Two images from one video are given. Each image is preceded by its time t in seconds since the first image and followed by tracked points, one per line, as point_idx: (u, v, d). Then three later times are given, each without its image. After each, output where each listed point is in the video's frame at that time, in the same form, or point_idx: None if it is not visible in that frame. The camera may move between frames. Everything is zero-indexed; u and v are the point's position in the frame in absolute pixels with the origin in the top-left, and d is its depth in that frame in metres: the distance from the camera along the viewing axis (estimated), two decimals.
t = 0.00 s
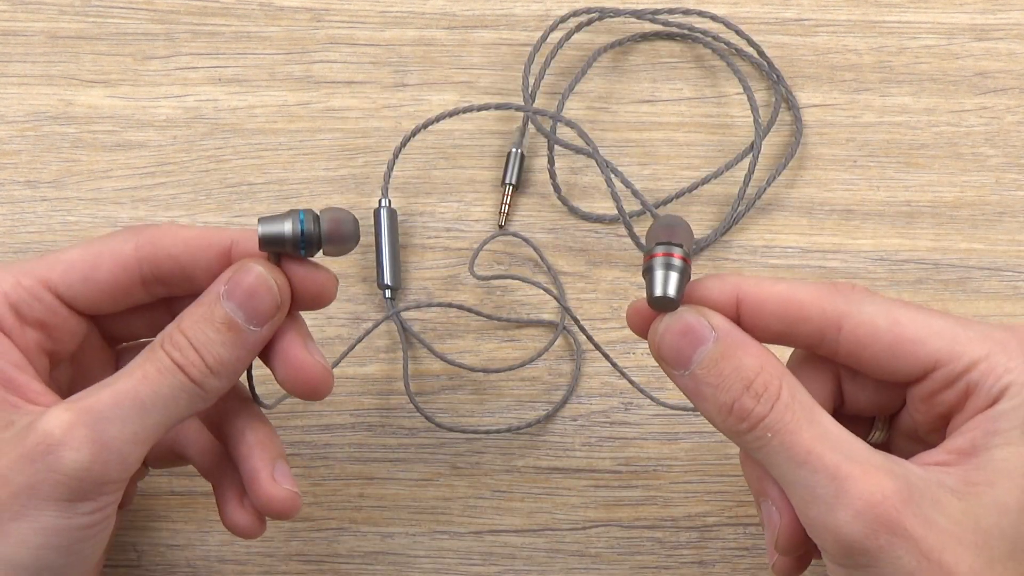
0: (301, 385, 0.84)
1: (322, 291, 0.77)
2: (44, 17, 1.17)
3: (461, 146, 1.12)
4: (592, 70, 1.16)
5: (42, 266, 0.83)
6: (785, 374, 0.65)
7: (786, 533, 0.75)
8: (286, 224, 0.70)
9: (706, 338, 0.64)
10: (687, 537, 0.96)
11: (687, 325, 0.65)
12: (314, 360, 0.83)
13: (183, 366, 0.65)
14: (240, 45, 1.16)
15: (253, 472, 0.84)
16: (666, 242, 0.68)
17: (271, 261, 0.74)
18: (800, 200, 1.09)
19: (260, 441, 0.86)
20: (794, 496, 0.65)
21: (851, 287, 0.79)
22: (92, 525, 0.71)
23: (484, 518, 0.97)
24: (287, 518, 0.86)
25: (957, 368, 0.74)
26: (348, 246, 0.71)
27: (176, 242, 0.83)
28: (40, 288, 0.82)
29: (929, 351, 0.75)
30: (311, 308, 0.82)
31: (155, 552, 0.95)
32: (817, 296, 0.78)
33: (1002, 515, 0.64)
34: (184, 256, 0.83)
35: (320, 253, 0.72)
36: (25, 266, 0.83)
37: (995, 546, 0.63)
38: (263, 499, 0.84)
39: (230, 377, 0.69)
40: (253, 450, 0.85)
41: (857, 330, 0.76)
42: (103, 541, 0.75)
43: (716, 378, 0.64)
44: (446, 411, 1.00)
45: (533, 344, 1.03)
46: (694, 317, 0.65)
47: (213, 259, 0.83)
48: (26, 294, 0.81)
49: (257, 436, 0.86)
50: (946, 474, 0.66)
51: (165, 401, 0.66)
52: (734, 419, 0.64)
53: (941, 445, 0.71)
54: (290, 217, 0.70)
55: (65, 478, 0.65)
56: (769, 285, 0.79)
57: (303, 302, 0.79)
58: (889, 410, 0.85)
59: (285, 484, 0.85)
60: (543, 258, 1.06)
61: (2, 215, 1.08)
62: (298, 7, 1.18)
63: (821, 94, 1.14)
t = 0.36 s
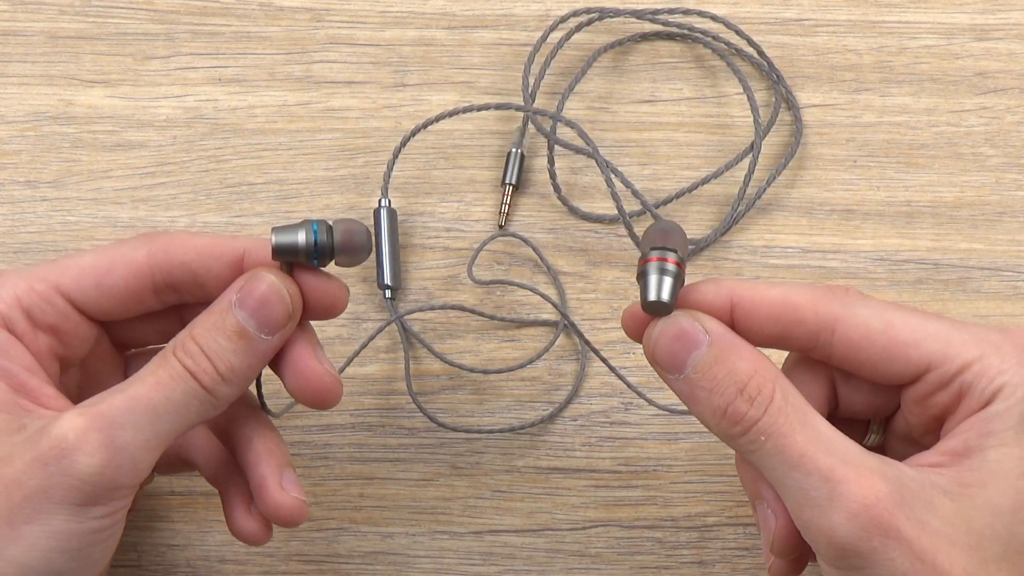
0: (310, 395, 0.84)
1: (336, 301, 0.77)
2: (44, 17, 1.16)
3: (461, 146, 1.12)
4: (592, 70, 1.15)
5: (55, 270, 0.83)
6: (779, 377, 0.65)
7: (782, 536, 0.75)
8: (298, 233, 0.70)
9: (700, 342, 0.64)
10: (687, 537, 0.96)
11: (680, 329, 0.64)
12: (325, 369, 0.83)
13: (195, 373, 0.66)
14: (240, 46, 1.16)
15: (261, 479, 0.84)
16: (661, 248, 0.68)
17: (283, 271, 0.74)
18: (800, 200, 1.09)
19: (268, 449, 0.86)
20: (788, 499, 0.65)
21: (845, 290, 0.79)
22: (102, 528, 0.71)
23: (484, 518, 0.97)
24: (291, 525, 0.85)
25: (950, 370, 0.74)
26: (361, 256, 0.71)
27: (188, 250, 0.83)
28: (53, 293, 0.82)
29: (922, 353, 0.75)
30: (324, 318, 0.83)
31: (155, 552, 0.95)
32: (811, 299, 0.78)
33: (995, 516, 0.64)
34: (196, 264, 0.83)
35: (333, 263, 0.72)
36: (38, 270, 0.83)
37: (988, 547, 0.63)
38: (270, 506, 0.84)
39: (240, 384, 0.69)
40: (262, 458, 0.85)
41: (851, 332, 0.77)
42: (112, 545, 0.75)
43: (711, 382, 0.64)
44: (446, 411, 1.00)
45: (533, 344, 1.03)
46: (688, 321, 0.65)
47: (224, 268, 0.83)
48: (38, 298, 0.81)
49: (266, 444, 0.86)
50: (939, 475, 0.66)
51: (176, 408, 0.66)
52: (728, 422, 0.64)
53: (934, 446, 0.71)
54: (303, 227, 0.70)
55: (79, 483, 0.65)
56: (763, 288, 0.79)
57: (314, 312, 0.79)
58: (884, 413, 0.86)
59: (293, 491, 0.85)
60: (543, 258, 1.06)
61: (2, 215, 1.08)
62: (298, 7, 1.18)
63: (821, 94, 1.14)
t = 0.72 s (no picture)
0: (291, 378, 0.84)
1: (312, 280, 0.76)
2: (44, 17, 1.16)
3: (461, 146, 1.12)
4: (592, 70, 1.15)
5: (27, 261, 0.83)
6: (794, 372, 0.65)
7: (790, 533, 0.75)
8: (268, 213, 0.69)
9: (715, 335, 0.64)
10: (687, 537, 0.96)
11: (694, 322, 0.64)
12: (304, 351, 0.83)
13: (173, 359, 0.65)
14: (240, 46, 1.16)
15: (246, 461, 0.85)
16: (671, 239, 0.68)
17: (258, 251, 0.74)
18: (800, 200, 1.09)
19: (251, 432, 0.86)
20: (801, 494, 0.65)
21: (857, 286, 0.79)
22: (83, 520, 0.71)
23: (484, 518, 0.97)
24: (279, 506, 0.86)
25: (963, 367, 0.74)
26: (332, 235, 0.70)
27: (160, 235, 0.82)
28: (25, 284, 0.82)
29: (935, 350, 0.75)
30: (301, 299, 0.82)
31: (155, 552, 0.95)
32: (824, 294, 0.78)
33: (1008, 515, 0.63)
34: (170, 249, 0.83)
35: (306, 243, 0.72)
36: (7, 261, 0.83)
37: (1001, 547, 0.62)
38: (256, 489, 0.84)
39: (219, 369, 0.69)
40: (245, 440, 0.85)
41: (862, 328, 0.77)
42: (95, 538, 0.75)
43: (726, 375, 0.64)
44: (446, 411, 1.00)
45: (533, 344, 1.03)
46: (702, 313, 0.65)
47: (198, 252, 0.83)
48: (11, 290, 0.81)
49: (248, 427, 0.86)
50: (951, 476, 0.65)
51: (155, 395, 0.66)
52: (742, 415, 0.64)
53: (945, 446, 0.70)
54: (274, 207, 0.69)
55: (58, 474, 0.65)
56: (776, 282, 0.79)
57: (290, 292, 0.79)
58: (895, 409, 0.86)
59: (278, 472, 0.85)
60: (543, 258, 1.06)
61: (2, 215, 1.08)
62: (298, 7, 1.18)
63: (821, 94, 1.14)
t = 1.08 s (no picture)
0: (276, 363, 0.84)
1: (292, 264, 0.76)
2: (44, 17, 1.17)
3: (462, 146, 1.12)
4: (592, 70, 1.16)
5: (7, 252, 0.82)
6: (837, 349, 0.63)
7: (819, 510, 0.75)
8: (246, 198, 0.67)
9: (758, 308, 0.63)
10: (687, 537, 0.96)
11: (735, 295, 0.63)
12: (286, 335, 0.83)
13: (155, 347, 0.65)
14: (240, 45, 1.16)
15: (230, 447, 0.84)
16: (710, 209, 0.67)
17: (236, 237, 0.72)
18: (800, 200, 1.09)
19: (235, 418, 0.86)
20: (840, 472, 0.64)
21: (902, 263, 0.79)
22: (69, 511, 0.71)
23: (484, 518, 0.97)
24: (265, 492, 0.86)
25: (1005, 350, 0.74)
26: (315, 217, 0.69)
27: (141, 223, 0.82)
28: (5, 275, 0.82)
29: (977, 332, 0.75)
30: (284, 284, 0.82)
31: (155, 552, 0.95)
32: (867, 270, 0.78)
33: None
34: (151, 237, 0.83)
35: (285, 227, 0.70)
36: None
37: None
38: (241, 475, 0.84)
39: (201, 357, 0.69)
40: (229, 426, 0.85)
41: (904, 306, 0.77)
42: (79, 532, 0.75)
43: (768, 349, 0.62)
44: (446, 411, 1.00)
45: (533, 344, 1.03)
46: (743, 287, 0.64)
47: (178, 239, 0.83)
48: None
49: (233, 413, 0.86)
50: (990, 463, 0.66)
51: (138, 383, 0.66)
52: (783, 390, 0.63)
53: (983, 431, 0.71)
54: (252, 191, 0.67)
55: (42, 466, 0.65)
56: (818, 257, 0.79)
57: (272, 277, 0.79)
58: (928, 389, 0.86)
59: (263, 459, 0.85)
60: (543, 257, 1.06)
61: (2, 215, 1.08)
62: (298, 7, 1.18)
63: (821, 94, 1.14)
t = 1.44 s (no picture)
0: (322, 409, 0.84)
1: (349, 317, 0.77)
2: (44, 17, 1.17)
3: (461, 146, 1.12)
4: (592, 70, 1.15)
5: (68, 279, 0.83)
6: (779, 387, 0.65)
7: (778, 542, 0.75)
8: (320, 249, 0.69)
9: (701, 350, 0.64)
10: (687, 537, 0.96)
11: (679, 337, 0.65)
12: (338, 382, 0.83)
13: (213, 386, 0.66)
14: (240, 45, 1.16)
15: (281, 476, 0.85)
16: (648, 259, 0.69)
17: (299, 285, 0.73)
18: (800, 200, 1.09)
19: (285, 447, 0.86)
20: (789, 507, 0.64)
21: (839, 294, 0.79)
22: (119, 543, 0.70)
23: (484, 518, 0.97)
24: (308, 523, 0.86)
25: (947, 372, 0.74)
26: (380, 273, 0.71)
27: (206, 264, 0.83)
28: (66, 302, 0.82)
29: (918, 356, 0.75)
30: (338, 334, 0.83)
31: (155, 552, 0.95)
32: (806, 304, 0.78)
33: (996, 522, 0.63)
34: (213, 276, 0.84)
35: (351, 278, 0.72)
36: (49, 277, 0.83)
37: (989, 554, 0.62)
38: (290, 504, 0.84)
39: (255, 398, 0.69)
40: (281, 455, 0.86)
41: (845, 336, 0.77)
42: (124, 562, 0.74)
43: (712, 391, 0.64)
44: (446, 411, 1.00)
45: (533, 344, 1.03)
46: (686, 330, 0.66)
47: (241, 280, 0.84)
48: (51, 306, 0.81)
49: (283, 442, 0.87)
50: (938, 483, 0.65)
51: (194, 421, 0.66)
52: (730, 429, 0.64)
53: (932, 453, 0.70)
54: (324, 243, 0.69)
55: (101, 497, 0.64)
56: (754, 293, 0.80)
57: (330, 327, 0.80)
58: (883, 412, 0.86)
59: (311, 489, 0.85)
60: (543, 257, 1.06)
61: (2, 215, 1.08)
62: (298, 7, 1.18)
63: (821, 94, 1.14)
